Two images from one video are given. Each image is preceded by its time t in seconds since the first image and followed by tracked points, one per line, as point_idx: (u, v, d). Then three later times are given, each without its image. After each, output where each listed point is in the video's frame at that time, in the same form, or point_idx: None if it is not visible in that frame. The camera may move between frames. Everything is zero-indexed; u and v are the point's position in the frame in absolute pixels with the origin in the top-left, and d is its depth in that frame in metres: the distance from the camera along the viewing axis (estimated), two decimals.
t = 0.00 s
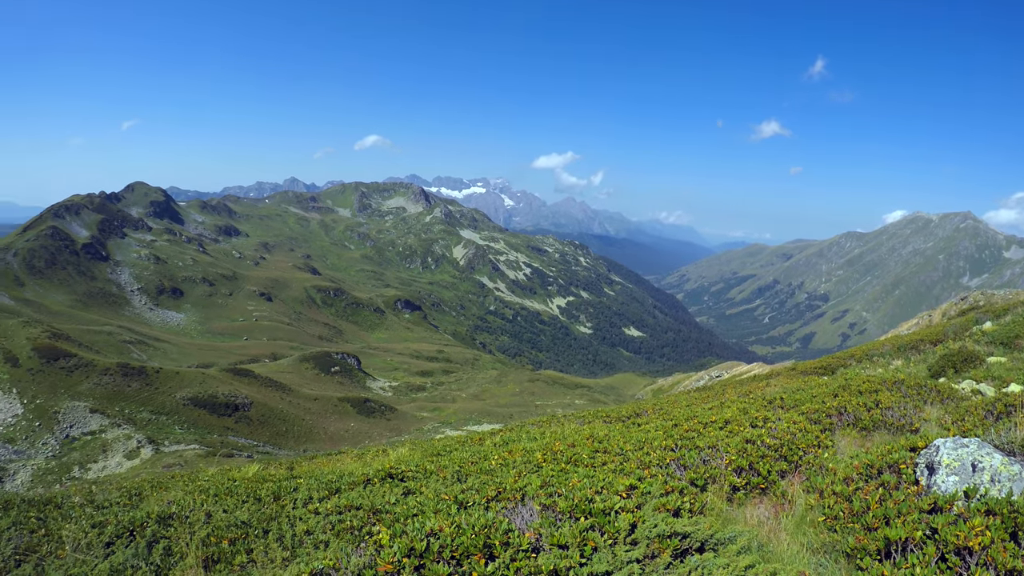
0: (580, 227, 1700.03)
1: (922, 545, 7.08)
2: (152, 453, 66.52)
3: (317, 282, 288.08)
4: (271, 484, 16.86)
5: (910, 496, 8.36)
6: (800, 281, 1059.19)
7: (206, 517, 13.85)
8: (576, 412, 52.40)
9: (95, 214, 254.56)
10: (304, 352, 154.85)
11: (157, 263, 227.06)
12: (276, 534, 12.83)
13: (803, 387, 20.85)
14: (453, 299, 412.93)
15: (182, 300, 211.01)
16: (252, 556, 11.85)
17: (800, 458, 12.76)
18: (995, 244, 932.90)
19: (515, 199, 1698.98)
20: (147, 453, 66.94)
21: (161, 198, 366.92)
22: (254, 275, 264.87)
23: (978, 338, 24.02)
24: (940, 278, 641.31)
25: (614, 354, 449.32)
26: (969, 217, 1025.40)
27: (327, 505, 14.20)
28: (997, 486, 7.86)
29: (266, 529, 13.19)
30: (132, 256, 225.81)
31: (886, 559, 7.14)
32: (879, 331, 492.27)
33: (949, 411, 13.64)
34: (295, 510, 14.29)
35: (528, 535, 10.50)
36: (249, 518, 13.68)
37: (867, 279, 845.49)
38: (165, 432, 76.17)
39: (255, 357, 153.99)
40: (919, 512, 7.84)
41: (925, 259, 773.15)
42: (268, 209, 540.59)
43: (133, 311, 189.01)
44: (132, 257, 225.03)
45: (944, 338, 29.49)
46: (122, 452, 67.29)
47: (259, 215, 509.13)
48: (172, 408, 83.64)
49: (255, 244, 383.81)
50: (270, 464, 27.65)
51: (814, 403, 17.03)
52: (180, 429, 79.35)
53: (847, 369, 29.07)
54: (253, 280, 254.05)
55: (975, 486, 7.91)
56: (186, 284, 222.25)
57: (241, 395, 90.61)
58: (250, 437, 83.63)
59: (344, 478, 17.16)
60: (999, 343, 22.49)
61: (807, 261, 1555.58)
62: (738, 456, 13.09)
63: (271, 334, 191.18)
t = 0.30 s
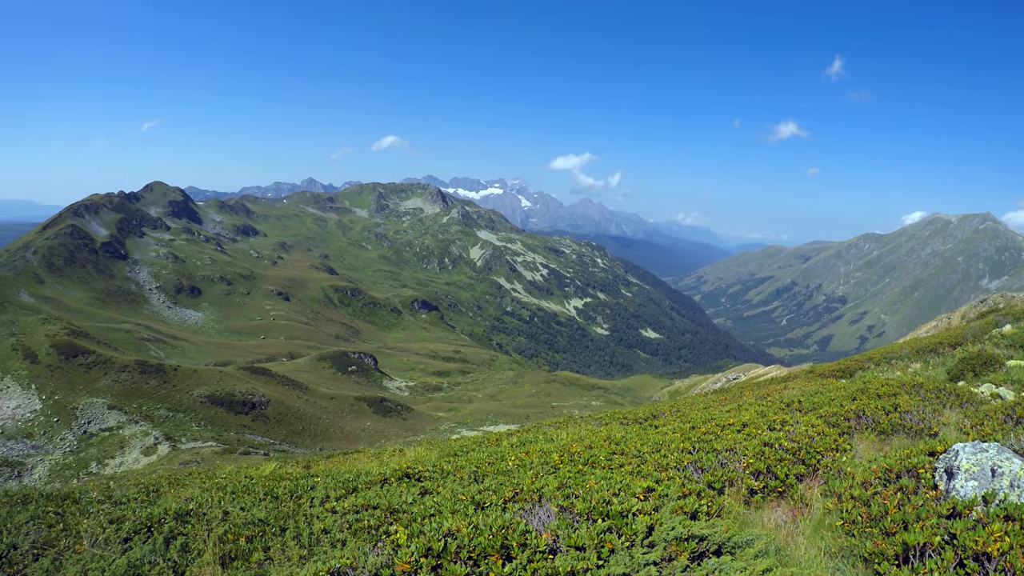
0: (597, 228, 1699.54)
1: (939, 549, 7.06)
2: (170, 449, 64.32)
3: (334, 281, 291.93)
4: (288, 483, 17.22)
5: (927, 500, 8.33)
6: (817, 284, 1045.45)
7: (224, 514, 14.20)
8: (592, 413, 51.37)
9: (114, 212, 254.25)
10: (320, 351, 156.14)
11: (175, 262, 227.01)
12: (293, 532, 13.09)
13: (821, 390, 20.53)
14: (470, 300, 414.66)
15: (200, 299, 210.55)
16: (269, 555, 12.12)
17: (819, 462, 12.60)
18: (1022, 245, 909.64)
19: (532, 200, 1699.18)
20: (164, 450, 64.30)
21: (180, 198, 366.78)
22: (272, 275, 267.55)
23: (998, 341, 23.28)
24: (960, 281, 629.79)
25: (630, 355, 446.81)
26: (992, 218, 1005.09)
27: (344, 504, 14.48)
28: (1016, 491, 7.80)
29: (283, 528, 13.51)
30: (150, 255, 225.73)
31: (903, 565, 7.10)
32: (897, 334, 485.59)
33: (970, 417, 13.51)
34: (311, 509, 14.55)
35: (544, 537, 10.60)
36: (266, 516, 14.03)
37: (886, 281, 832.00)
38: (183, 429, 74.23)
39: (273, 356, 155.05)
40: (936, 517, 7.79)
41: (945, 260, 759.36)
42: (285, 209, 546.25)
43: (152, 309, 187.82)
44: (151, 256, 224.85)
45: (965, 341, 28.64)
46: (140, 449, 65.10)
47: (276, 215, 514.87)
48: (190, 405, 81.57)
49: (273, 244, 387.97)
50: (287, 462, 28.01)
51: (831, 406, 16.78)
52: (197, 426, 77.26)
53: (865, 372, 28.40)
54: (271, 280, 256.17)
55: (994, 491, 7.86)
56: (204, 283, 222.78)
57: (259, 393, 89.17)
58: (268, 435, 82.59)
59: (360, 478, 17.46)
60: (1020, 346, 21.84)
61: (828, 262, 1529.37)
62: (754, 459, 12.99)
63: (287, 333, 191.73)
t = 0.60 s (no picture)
0: (616, 228, 1695.34)
1: (961, 554, 7.01)
2: (188, 445, 63.15)
3: (352, 281, 295.77)
4: (308, 479, 17.78)
5: (946, 504, 8.34)
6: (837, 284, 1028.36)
7: (243, 510, 14.60)
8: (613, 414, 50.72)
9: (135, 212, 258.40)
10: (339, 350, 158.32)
11: (196, 261, 230.06)
12: (312, 529, 13.42)
13: (842, 392, 20.12)
14: (488, 299, 416.67)
15: (219, 298, 213.51)
16: (286, 551, 12.31)
17: (838, 465, 12.44)
18: None
19: (551, 200, 1699.86)
20: (182, 445, 63.78)
21: (200, 199, 373.81)
22: (292, 275, 271.81)
23: None
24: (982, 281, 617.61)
25: (648, 356, 443.98)
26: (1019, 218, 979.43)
27: (362, 502, 14.78)
28: None
29: (302, 524, 13.82)
30: (171, 254, 228.89)
31: (924, 569, 7.08)
32: (916, 335, 478.29)
33: (989, 420, 13.40)
34: (330, 506, 14.93)
35: (563, 537, 10.63)
36: (286, 514, 14.39)
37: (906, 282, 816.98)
38: (201, 427, 73.58)
39: (291, 355, 156.76)
40: (956, 521, 7.79)
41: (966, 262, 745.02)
42: (305, 208, 554.19)
43: (172, 309, 190.61)
44: (171, 255, 228.01)
45: (987, 344, 27.91)
46: (158, 445, 64.41)
47: (296, 215, 522.88)
48: (209, 402, 82.43)
49: (293, 243, 394.31)
50: (308, 459, 28.72)
51: (853, 408, 16.51)
52: (216, 424, 77.32)
53: (886, 374, 27.80)
54: (291, 279, 259.98)
55: (1015, 494, 7.90)
56: (224, 282, 225.26)
57: (277, 391, 89.85)
58: (286, 432, 83.02)
59: (379, 476, 17.83)
60: None
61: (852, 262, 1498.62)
62: (776, 462, 12.84)
63: (306, 331, 194.77)
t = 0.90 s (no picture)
0: (636, 226, 1699.57)
1: (983, 560, 7.06)
2: (209, 441, 63.16)
3: (373, 278, 298.33)
4: (327, 476, 18.16)
5: (972, 508, 8.24)
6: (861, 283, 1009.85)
7: (263, 505, 15.08)
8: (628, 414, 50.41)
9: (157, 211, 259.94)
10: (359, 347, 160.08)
11: (217, 259, 231.22)
12: (332, 524, 13.82)
13: (862, 392, 19.85)
14: (508, 297, 416.85)
15: (240, 295, 213.54)
16: (307, 545, 12.72)
17: (858, 466, 12.33)
18: None
19: (570, 198, 1698.74)
20: (203, 441, 63.20)
21: (221, 197, 377.14)
22: (313, 272, 275.21)
23: None
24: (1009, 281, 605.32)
25: (668, 354, 440.88)
26: None
27: (382, 498, 15.11)
28: None
29: (322, 520, 14.25)
30: (193, 252, 229.85)
31: None
32: (939, 335, 472.11)
33: (1016, 422, 13.15)
34: (349, 502, 15.27)
35: (583, 535, 10.78)
36: (307, 509, 14.86)
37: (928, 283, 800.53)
38: (221, 421, 72.73)
39: (311, 352, 158.37)
40: (981, 525, 7.74)
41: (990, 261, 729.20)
42: (325, 206, 560.23)
43: (193, 305, 190.46)
44: (193, 253, 229.06)
45: (1010, 345, 27.58)
46: (179, 440, 63.93)
47: (317, 212, 528.34)
48: (229, 398, 81.51)
49: (313, 241, 399.10)
50: (327, 455, 29.10)
51: (874, 410, 16.34)
52: (236, 418, 76.43)
53: (906, 375, 27.53)
54: (312, 277, 263.05)
55: None
56: (245, 279, 226.48)
57: (297, 387, 89.63)
58: (305, 428, 82.40)
59: (399, 472, 18.16)
60: None
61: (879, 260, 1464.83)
62: (796, 462, 12.75)
63: (326, 329, 197.65)
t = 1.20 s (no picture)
0: (656, 224, 1697.97)
1: (1008, 566, 7.15)
2: (228, 436, 63.49)
3: (393, 276, 301.39)
4: (347, 472, 18.59)
5: (992, 511, 8.35)
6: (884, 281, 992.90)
7: (283, 500, 15.46)
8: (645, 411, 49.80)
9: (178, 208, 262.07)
10: (378, 343, 161.94)
11: (238, 256, 233.53)
12: (352, 519, 14.13)
13: (884, 392, 19.62)
14: (527, 294, 416.75)
15: (260, 291, 216.00)
16: (327, 540, 13.04)
17: (880, 466, 12.21)
18: None
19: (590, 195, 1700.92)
20: (223, 436, 63.67)
21: (242, 195, 382.82)
22: (333, 269, 278.89)
23: None
24: None
25: (688, 352, 437.05)
26: None
27: (403, 493, 15.41)
28: None
29: (342, 515, 14.52)
30: (213, 249, 232.28)
31: None
32: (961, 336, 465.69)
33: None
34: (370, 497, 15.62)
35: (603, 532, 10.90)
36: (327, 504, 15.16)
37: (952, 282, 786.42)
38: (241, 417, 73.48)
39: (331, 348, 160.83)
40: (1001, 528, 7.84)
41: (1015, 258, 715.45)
42: (345, 204, 566.44)
43: (214, 302, 192.81)
44: (214, 250, 231.54)
45: None
46: (199, 434, 64.67)
47: (336, 210, 534.32)
48: (249, 393, 82.75)
49: (334, 238, 404.16)
50: (347, 451, 29.56)
51: (896, 410, 16.23)
52: (255, 414, 77.35)
53: (928, 376, 27.64)
54: (332, 274, 266.52)
55: None
56: (266, 276, 228.69)
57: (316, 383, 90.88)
58: (325, 424, 83.62)
59: (419, 469, 18.49)
60: None
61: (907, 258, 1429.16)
62: (817, 462, 12.65)
63: (345, 326, 200.52)
